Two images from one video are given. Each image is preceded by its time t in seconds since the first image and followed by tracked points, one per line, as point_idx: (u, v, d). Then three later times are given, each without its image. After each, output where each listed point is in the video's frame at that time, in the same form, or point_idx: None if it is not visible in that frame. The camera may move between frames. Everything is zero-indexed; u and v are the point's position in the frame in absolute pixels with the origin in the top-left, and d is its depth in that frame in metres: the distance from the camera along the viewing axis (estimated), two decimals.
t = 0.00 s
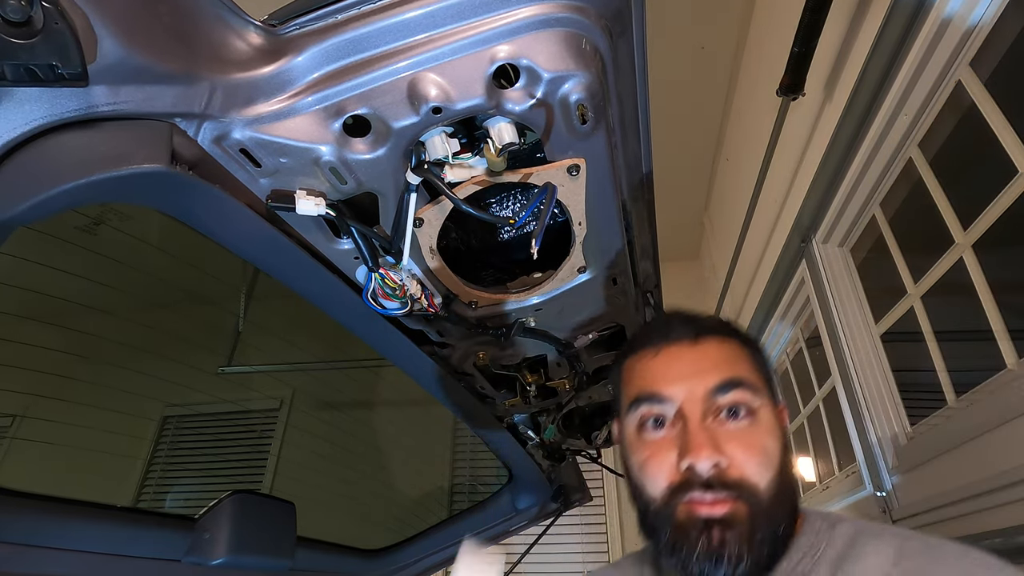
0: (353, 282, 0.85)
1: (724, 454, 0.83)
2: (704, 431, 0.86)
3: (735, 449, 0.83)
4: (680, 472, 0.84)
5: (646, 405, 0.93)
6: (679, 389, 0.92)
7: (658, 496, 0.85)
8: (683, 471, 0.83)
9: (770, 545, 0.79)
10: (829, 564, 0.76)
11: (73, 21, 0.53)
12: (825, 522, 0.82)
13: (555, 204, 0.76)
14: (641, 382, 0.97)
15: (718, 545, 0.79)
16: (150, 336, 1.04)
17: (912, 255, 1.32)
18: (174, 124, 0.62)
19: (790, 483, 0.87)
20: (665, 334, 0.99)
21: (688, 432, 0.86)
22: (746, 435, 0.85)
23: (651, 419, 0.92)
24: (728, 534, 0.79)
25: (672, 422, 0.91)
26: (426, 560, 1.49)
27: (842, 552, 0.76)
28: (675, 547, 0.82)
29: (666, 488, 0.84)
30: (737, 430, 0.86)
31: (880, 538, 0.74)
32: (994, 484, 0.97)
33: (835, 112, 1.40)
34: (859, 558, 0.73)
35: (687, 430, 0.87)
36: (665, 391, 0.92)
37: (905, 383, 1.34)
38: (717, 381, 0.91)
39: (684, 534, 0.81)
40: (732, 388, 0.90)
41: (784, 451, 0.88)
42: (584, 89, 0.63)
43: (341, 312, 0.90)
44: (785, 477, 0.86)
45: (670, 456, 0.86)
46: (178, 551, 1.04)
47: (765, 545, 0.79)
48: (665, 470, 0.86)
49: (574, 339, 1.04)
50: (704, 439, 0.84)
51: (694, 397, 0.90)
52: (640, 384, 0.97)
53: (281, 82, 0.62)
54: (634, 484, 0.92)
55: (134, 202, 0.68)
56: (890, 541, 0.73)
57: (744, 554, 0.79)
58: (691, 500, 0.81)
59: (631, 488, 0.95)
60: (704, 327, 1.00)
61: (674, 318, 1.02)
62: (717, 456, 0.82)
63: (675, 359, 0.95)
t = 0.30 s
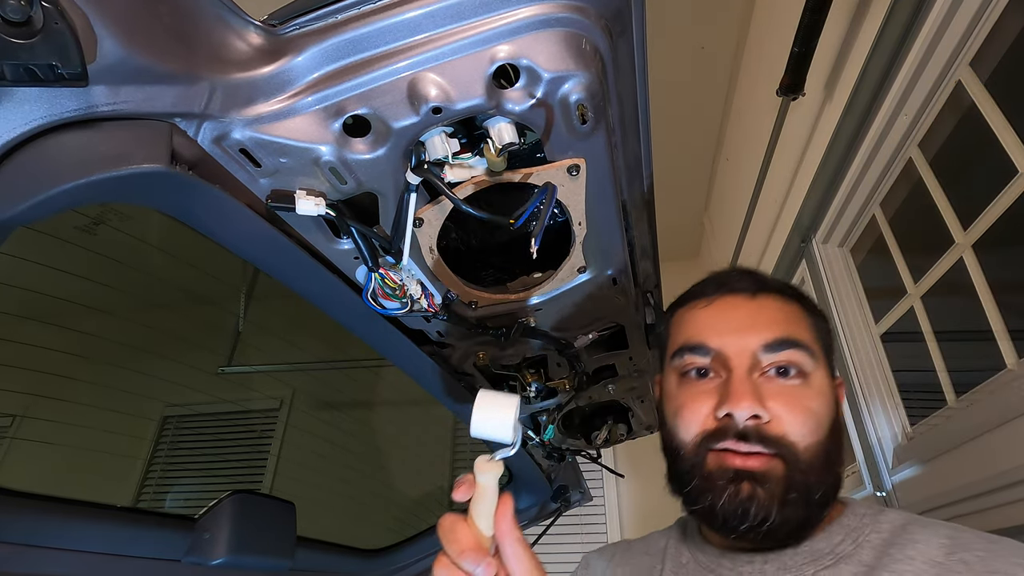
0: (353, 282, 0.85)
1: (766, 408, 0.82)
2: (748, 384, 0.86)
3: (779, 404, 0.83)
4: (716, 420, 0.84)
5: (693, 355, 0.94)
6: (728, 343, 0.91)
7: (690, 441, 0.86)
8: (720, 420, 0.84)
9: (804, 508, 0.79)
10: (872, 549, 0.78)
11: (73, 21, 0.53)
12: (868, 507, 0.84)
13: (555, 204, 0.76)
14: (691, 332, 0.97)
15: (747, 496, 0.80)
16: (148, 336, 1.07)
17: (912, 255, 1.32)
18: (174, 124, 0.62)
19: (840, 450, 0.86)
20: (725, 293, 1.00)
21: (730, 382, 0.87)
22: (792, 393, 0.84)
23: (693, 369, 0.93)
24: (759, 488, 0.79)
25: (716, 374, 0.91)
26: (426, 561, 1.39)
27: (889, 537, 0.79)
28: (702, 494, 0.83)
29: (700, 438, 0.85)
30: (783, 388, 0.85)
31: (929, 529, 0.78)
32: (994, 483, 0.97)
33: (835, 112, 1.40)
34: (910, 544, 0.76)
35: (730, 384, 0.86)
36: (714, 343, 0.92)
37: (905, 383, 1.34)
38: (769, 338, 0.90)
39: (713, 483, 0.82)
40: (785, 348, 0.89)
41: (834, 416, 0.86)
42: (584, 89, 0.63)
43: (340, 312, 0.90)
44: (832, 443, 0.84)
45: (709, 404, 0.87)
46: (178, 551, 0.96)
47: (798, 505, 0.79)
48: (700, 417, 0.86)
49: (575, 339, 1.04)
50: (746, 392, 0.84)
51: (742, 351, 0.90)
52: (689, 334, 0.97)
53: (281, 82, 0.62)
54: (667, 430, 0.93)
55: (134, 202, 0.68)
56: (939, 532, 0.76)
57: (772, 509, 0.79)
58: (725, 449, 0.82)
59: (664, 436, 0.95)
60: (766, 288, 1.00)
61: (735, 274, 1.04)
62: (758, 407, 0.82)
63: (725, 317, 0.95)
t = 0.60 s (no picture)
0: (353, 282, 0.85)
1: (786, 398, 0.82)
2: (768, 375, 0.86)
3: (799, 396, 0.83)
4: (734, 410, 0.85)
5: (712, 345, 0.94)
6: (749, 333, 0.92)
7: (708, 431, 0.87)
8: (739, 408, 0.84)
9: (822, 502, 0.80)
10: (896, 553, 0.79)
11: (73, 21, 0.53)
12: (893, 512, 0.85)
13: (555, 204, 0.76)
14: (711, 322, 0.97)
15: (764, 488, 0.80)
16: (146, 336, 1.07)
17: (912, 255, 1.32)
18: (174, 124, 0.63)
19: (860, 443, 0.86)
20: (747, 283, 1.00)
21: (751, 373, 0.87)
22: (813, 384, 0.84)
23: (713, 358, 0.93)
24: (777, 479, 0.80)
25: (736, 364, 0.91)
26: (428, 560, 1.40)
27: (914, 543, 0.79)
28: (718, 484, 0.84)
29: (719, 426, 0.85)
30: (805, 380, 0.85)
31: (957, 536, 0.78)
32: (994, 483, 0.97)
33: (835, 112, 1.41)
34: (937, 550, 0.76)
35: (751, 373, 0.87)
36: (735, 334, 0.92)
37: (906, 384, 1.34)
38: (792, 329, 0.90)
39: (730, 473, 0.82)
40: (807, 339, 0.89)
41: (855, 409, 0.86)
42: (584, 89, 0.63)
43: (341, 312, 0.90)
44: (852, 437, 0.84)
45: (727, 394, 0.87)
46: (178, 551, 0.96)
47: (816, 498, 0.80)
48: (719, 407, 0.87)
49: (575, 339, 1.04)
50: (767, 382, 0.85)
51: (763, 341, 0.90)
52: (709, 323, 0.98)
53: (281, 82, 0.62)
54: (684, 418, 0.93)
55: (135, 203, 0.68)
56: (968, 540, 0.77)
57: (790, 501, 0.79)
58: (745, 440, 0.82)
59: (682, 427, 0.96)
60: (788, 279, 1.00)
61: (758, 264, 1.04)
62: (778, 398, 0.82)
63: (748, 306, 0.95)
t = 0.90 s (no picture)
0: (353, 282, 0.85)
1: (732, 389, 0.83)
2: (726, 367, 0.88)
3: (748, 388, 0.83)
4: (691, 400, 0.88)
5: (694, 342, 0.97)
6: (719, 331, 0.93)
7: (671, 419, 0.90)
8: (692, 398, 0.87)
9: (764, 491, 0.80)
10: (897, 559, 0.79)
11: (73, 21, 0.53)
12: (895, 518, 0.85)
13: (555, 204, 0.76)
14: (696, 322, 1.00)
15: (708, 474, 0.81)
16: (146, 336, 1.07)
17: (912, 255, 1.32)
18: (174, 124, 0.63)
19: (827, 443, 0.83)
20: (739, 286, 1.01)
21: (711, 366, 0.89)
22: (767, 377, 0.85)
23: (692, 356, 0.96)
24: (718, 465, 0.81)
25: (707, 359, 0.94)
26: (430, 559, 1.40)
27: (916, 549, 0.79)
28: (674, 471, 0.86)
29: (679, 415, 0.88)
30: (763, 374, 0.85)
31: (958, 544, 0.78)
32: (994, 484, 0.97)
33: (835, 112, 1.41)
34: (939, 558, 0.76)
35: (712, 367, 0.89)
36: (710, 330, 0.95)
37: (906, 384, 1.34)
38: (759, 326, 0.91)
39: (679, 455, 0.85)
40: (775, 335, 0.89)
41: (823, 409, 0.84)
42: (584, 89, 0.63)
43: (341, 312, 0.90)
44: (811, 433, 0.82)
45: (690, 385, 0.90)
46: (178, 551, 0.96)
47: (756, 486, 0.80)
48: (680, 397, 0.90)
49: (574, 339, 1.04)
50: (722, 374, 0.86)
51: (730, 337, 0.92)
52: (694, 323, 1.01)
53: (281, 82, 0.62)
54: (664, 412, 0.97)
55: (134, 203, 0.68)
56: (969, 549, 0.77)
57: (730, 488, 0.80)
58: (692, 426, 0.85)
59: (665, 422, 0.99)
60: (783, 282, 0.99)
61: (755, 268, 1.06)
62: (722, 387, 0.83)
63: (729, 307, 0.97)
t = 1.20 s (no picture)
0: (353, 282, 0.85)
1: (739, 387, 0.83)
2: (731, 366, 0.88)
3: (754, 387, 0.83)
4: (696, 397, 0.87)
5: (700, 341, 0.97)
6: (726, 330, 0.94)
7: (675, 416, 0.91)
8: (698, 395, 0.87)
9: (767, 489, 0.80)
10: (900, 562, 0.79)
11: (73, 21, 0.53)
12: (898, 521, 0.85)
13: (555, 204, 0.76)
14: (703, 321, 1.01)
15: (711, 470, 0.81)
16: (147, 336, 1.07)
17: (912, 255, 1.32)
18: (174, 124, 0.63)
19: (831, 444, 0.83)
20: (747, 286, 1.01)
21: (717, 365, 0.89)
22: (772, 377, 0.84)
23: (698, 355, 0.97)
24: (722, 462, 0.80)
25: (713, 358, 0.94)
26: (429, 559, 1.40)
27: (919, 553, 0.79)
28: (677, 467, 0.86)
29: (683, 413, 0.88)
30: (770, 375, 0.85)
31: (961, 548, 0.78)
32: (994, 484, 0.97)
33: (835, 112, 1.40)
34: (942, 562, 0.76)
35: (718, 366, 0.89)
36: (716, 329, 0.95)
37: (906, 384, 1.34)
38: (766, 327, 0.91)
39: (682, 452, 0.85)
40: (782, 335, 0.89)
41: (829, 409, 0.84)
42: (584, 89, 0.63)
43: (342, 312, 0.90)
44: (815, 433, 0.82)
45: (695, 383, 0.90)
46: (178, 551, 0.96)
47: (759, 483, 0.79)
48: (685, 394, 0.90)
49: (574, 339, 1.04)
50: (728, 373, 0.86)
51: (736, 336, 0.92)
52: (700, 323, 1.01)
53: (281, 82, 0.62)
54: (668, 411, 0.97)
55: (135, 203, 0.68)
56: (972, 553, 0.77)
57: (733, 484, 0.80)
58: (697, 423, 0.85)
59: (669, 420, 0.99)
60: (791, 284, 0.99)
61: (762, 271, 1.07)
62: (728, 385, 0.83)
63: (736, 307, 0.97)
